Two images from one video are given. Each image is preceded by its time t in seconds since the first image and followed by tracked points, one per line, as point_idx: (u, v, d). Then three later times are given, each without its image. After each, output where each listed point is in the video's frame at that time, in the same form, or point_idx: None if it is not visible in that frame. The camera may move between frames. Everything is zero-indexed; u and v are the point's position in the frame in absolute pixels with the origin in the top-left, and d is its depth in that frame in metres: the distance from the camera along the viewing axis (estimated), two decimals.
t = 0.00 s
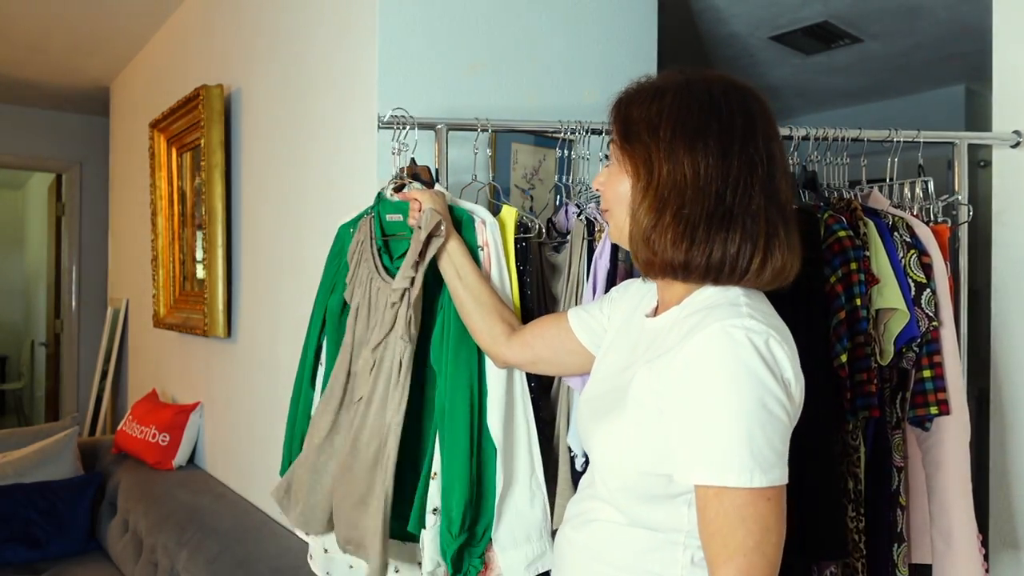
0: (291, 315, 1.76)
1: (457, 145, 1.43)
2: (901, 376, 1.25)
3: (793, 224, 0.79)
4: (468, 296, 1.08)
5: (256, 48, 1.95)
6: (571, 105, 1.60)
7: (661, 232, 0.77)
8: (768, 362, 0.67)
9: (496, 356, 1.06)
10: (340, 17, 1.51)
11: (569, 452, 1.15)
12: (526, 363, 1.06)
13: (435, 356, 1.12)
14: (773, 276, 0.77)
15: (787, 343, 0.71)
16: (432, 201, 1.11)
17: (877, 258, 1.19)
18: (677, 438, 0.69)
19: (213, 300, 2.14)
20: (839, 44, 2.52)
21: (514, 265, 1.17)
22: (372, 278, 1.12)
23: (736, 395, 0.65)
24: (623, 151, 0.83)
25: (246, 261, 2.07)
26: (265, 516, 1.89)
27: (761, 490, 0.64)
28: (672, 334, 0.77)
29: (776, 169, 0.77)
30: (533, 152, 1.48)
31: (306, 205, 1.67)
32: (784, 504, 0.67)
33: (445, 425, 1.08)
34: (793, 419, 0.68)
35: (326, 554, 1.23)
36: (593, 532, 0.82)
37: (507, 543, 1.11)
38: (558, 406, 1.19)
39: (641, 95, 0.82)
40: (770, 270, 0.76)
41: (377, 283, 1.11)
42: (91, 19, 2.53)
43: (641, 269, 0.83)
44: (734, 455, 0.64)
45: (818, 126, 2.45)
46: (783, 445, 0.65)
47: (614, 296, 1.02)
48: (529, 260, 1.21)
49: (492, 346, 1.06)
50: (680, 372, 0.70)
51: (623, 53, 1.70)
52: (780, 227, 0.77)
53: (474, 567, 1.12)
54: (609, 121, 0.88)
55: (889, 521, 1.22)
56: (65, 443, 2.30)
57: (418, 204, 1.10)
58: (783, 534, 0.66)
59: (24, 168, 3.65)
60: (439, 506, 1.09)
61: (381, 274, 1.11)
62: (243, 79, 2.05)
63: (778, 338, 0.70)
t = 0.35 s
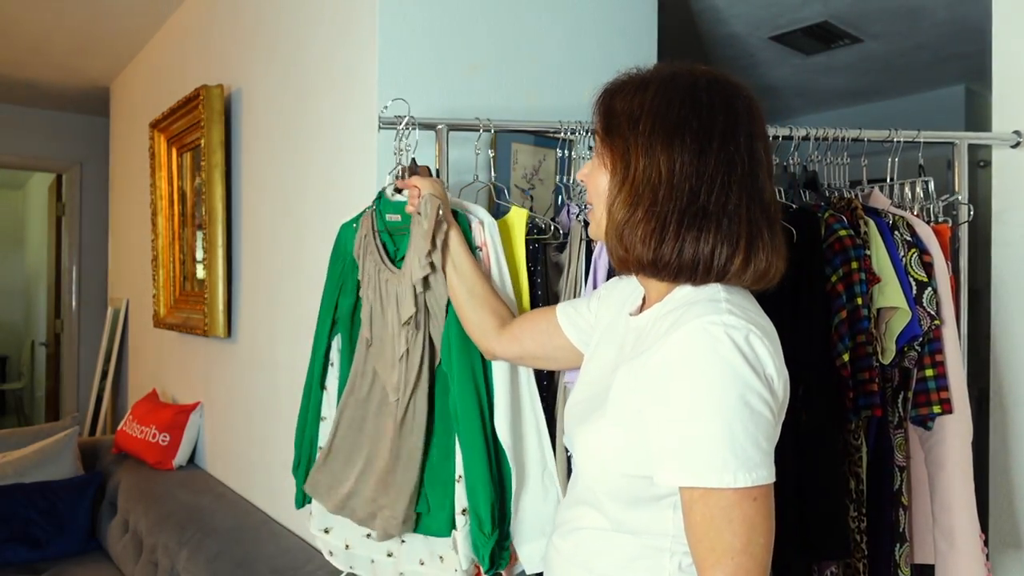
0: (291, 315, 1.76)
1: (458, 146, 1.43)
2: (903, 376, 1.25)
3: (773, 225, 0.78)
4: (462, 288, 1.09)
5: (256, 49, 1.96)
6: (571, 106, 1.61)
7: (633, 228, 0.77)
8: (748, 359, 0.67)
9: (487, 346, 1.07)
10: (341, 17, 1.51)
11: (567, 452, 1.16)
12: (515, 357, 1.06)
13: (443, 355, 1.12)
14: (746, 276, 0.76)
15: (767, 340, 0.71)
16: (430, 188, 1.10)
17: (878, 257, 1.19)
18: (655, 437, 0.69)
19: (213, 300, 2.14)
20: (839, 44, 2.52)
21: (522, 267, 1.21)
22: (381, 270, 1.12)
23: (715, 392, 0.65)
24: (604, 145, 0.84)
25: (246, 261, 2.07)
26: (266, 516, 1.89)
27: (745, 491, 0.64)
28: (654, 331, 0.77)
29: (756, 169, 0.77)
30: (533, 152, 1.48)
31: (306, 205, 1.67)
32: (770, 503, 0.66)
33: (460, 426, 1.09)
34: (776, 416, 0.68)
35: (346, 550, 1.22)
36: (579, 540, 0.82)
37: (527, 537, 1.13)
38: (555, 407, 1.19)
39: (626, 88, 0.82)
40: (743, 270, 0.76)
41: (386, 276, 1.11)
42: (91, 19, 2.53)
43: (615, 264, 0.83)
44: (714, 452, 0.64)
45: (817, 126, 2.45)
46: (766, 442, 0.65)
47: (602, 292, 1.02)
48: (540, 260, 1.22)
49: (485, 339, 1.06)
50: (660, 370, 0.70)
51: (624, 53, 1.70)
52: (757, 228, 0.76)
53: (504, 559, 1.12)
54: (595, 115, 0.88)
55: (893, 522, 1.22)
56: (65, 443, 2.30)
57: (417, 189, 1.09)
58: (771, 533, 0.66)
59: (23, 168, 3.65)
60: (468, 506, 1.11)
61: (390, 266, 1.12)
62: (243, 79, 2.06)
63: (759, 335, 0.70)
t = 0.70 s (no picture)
0: (291, 315, 1.76)
1: (457, 146, 1.43)
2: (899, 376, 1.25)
3: (775, 223, 0.79)
4: (444, 269, 1.07)
5: (256, 49, 1.96)
6: (571, 106, 1.61)
7: (636, 224, 0.77)
8: (753, 358, 0.67)
9: (466, 321, 1.05)
10: (340, 17, 1.51)
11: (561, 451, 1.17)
12: (496, 335, 1.05)
13: (428, 354, 1.09)
14: (749, 274, 0.76)
15: (771, 339, 0.71)
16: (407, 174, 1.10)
17: (874, 258, 1.19)
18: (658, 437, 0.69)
19: (213, 300, 2.14)
20: (839, 44, 2.52)
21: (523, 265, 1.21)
22: (359, 262, 1.11)
23: (721, 393, 0.65)
24: (606, 142, 0.84)
25: (246, 262, 2.07)
26: (266, 517, 1.89)
27: (751, 491, 0.64)
28: (653, 328, 0.77)
29: (760, 165, 0.77)
30: (533, 152, 1.48)
31: (306, 206, 1.67)
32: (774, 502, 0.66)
33: (440, 424, 1.06)
34: (780, 415, 0.68)
35: (326, 554, 1.23)
36: (578, 543, 0.82)
37: (508, 543, 1.13)
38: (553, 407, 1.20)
39: (627, 85, 0.82)
40: (747, 268, 0.76)
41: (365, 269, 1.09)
42: (91, 19, 2.53)
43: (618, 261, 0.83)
44: (718, 453, 0.64)
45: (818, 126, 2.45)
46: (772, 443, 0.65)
47: (599, 281, 1.03)
48: (541, 260, 1.23)
49: (465, 314, 1.05)
50: (663, 370, 0.70)
51: (624, 53, 1.70)
52: (761, 225, 0.77)
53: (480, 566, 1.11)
54: (595, 112, 0.88)
55: (888, 521, 1.22)
56: (65, 443, 2.30)
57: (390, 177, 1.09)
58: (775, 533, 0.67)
59: (24, 168, 3.65)
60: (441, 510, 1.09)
61: (366, 254, 1.10)
62: (243, 79, 2.05)
63: (762, 334, 0.70)
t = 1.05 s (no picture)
0: (290, 315, 1.76)
1: (457, 145, 1.43)
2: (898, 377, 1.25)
3: (778, 219, 0.78)
4: (444, 271, 1.07)
5: (256, 49, 1.96)
6: (571, 106, 1.61)
7: (639, 227, 0.77)
8: (756, 364, 0.67)
9: (468, 324, 1.05)
10: (340, 18, 1.51)
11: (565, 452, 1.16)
12: (499, 338, 1.06)
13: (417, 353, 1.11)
14: (754, 272, 0.76)
15: (776, 345, 0.70)
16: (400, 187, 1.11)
17: (874, 260, 1.19)
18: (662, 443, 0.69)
19: (213, 299, 2.14)
20: (839, 44, 2.52)
21: (518, 264, 1.20)
22: (360, 265, 1.11)
23: (725, 401, 0.65)
24: (604, 145, 0.84)
25: (246, 261, 2.07)
26: (266, 517, 1.89)
27: (754, 499, 0.64)
28: (656, 333, 0.77)
29: (760, 162, 0.77)
30: (533, 152, 1.48)
31: (306, 205, 1.67)
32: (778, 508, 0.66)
33: (424, 424, 1.06)
34: (784, 422, 0.68)
35: (318, 552, 1.21)
36: (580, 544, 0.82)
37: (490, 547, 1.11)
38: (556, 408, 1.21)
39: (623, 87, 0.82)
40: (751, 266, 0.75)
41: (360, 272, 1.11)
42: (90, 19, 2.53)
43: (622, 263, 0.83)
44: (722, 461, 0.64)
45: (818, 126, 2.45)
46: (776, 450, 0.65)
47: (601, 282, 1.04)
48: (541, 260, 1.25)
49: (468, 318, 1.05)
50: (667, 377, 0.70)
51: (624, 52, 1.70)
52: (764, 222, 0.76)
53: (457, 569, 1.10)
54: (591, 114, 0.88)
55: (884, 520, 1.22)
56: (65, 443, 2.30)
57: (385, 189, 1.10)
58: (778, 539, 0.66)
59: (24, 168, 3.65)
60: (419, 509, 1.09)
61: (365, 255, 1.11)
62: (243, 79, 2.06)
63: (767, 340, 0.70)
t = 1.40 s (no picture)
0: (291, 315, 1.76)
1: (457, 146, 1.43)
2: (897, 377, 1.25)
3: (771, 215, 0.78)
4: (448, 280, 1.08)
5: (256, 49, 1.96)
6: (571, 106, 1.61)
7: (632, 224, 0.78)
8: (758, 357, 0.67)
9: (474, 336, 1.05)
10: (340, 18, 1.51)
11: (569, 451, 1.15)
12: (500, 345, 1.05)
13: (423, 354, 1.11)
14: (746, 268, 0.76)
15: (776, 338, 0.71)
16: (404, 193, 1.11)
17: (874, 259, 1.19)
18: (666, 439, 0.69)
19: (213, 299, 2.14)
20: (839, 44, 2.52)
21: (523, 265, 1.20)
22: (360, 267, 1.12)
23: (727, 394, 0.65)
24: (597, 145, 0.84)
25: (246, 261, 2.07)
26: (266, 517, 1.89)
27: (757, 491, 0.64)
28: (657, 329, 0.77)
29: (753, 160, 0.77)
30: (532, 152, 1.48)
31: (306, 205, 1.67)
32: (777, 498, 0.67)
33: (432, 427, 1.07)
34: (785, 414, 0.68)
35: (327, 551, 1.24)
36: (590, 547, 0.82)
37: (502, 544, 1.11)
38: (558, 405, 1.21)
39: (616, 88, 0.83)
40: (745, 263, 0.76)
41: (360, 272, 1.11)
42: (90, 19, 2.53)
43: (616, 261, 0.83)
44: (726, 454, 0.64)
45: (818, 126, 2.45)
46: (778, 441, 0.65)
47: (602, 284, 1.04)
48: (541, 260, 1.22)
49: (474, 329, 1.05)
50: (669, 372, 0.70)
51: (624, 52, 1.70)
52: (757, 218, 0.76)
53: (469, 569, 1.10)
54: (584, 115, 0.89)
55: (885, 520, 1.22)
56: (65, 443, 2.29)
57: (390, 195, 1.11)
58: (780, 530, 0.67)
59: (24, 168, 3.65)
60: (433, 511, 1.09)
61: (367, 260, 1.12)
62: (243, 79, 2.06)
63: (766, 332, 0.70)
